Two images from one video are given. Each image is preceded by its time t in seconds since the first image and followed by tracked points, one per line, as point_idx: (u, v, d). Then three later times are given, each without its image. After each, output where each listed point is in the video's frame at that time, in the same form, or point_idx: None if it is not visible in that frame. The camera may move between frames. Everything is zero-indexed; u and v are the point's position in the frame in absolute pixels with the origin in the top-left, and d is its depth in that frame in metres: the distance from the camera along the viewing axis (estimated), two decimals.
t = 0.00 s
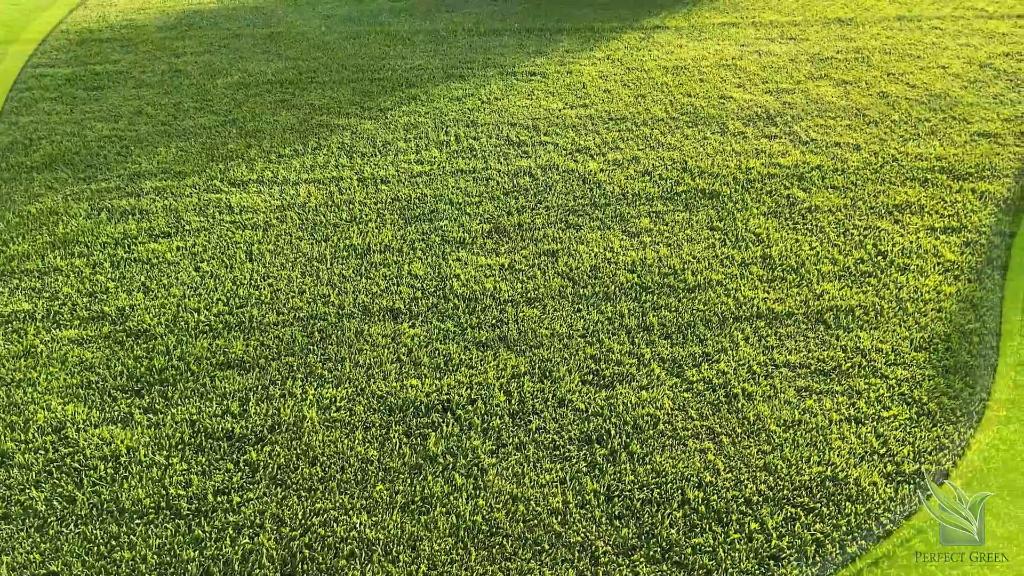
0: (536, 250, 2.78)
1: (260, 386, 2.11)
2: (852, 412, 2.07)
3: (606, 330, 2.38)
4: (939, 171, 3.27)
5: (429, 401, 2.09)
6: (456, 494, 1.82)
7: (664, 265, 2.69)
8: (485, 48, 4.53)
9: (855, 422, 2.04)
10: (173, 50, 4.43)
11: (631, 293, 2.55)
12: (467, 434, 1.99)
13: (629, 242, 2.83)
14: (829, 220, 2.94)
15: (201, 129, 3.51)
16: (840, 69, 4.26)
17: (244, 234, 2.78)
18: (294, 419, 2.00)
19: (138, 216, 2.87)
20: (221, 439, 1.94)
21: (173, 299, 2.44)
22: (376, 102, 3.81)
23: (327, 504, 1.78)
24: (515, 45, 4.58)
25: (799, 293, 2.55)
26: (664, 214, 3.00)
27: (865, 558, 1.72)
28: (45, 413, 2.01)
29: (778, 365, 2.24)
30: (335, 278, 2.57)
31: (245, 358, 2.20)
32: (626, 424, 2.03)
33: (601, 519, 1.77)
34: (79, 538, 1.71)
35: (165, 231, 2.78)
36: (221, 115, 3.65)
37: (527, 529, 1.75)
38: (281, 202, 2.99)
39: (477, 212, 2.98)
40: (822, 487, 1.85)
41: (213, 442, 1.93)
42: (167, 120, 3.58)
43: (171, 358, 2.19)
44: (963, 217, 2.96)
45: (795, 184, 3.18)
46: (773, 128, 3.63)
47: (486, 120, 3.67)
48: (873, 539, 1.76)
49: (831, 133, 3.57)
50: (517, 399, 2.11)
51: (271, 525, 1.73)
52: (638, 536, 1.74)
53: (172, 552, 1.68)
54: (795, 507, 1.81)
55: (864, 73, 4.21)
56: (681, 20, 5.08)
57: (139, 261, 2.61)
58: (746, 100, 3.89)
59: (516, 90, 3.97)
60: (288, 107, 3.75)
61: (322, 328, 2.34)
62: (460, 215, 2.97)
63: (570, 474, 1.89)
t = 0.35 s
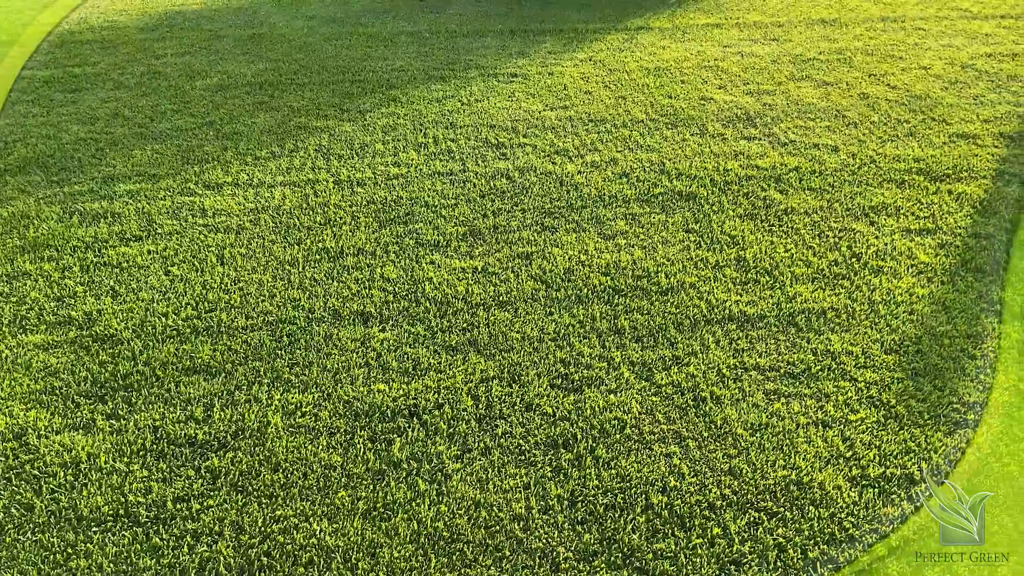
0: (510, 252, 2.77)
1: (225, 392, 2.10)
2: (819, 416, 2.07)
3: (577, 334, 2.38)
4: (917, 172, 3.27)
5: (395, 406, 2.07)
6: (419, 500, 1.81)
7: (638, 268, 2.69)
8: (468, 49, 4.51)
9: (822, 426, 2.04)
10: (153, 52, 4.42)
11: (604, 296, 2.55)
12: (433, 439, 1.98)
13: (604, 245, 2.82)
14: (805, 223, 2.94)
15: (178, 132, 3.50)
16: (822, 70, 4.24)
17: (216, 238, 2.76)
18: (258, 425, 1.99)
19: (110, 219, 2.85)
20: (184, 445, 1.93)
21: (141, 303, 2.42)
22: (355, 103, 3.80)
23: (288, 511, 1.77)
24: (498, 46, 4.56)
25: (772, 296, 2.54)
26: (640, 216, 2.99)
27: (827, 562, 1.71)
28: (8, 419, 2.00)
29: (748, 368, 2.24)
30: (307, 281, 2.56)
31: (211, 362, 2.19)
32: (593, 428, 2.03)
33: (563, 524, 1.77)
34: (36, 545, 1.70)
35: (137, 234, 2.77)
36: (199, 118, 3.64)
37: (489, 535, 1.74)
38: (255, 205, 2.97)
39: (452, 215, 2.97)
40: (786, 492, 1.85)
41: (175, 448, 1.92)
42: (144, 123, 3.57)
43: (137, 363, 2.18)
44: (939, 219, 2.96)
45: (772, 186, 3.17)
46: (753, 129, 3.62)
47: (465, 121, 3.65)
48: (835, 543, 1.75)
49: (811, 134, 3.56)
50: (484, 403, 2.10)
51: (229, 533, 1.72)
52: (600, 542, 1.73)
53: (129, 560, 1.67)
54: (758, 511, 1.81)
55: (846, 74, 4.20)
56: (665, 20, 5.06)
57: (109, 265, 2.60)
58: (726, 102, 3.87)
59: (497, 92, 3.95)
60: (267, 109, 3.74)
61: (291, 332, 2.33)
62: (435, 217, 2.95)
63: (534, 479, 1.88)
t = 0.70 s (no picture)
0: (486, 255, 2.76)
1: (192, 397, 2.09)
2: (788, 418, 2.07)
3: (549, 336, 2.37)
4: (895, 173, 3.27)
5: (364, 411, 2.06)
6: (383, 505, 1.80)
7: (613, 270, 2.68)
8: (450, 50, 4.50)
9: (791, 428, 2.04)
10: (133, 53, 4.40)
11: (577, 299, 2.54)
12: (400, 444, 1.97)
13: (580, 247, 2.81)
14: (781, 224, 2.94)
15: (156, 134, 3.49)
16: (804, 71, 4.23)
17: (189, 241, 2.75)
18: (224, 430, 1.98)
19: (83, 223, 2.84)
20: (148, 451, 1.92)
21: (111, 308, 2.41)
22: (335, 105, 3.78)
23: (250, 517, 1.76)
24: (480, 47, 4.54)
25: (745, 297, 2.54)
26: (617, 218, 2.99)
27: (791, 565, 1.70)
28: None
29: (719, 371, 2.24)
30: (279, 285, 2.55)
31: (179, 367, 2.18)
32: (562, 432, 2.02)
33: (527, 529, 1.76)
34: None
35: (109, 238, 2.76)
36: (177, 120, 3.62)
37: (452, 541, 1.73)
38: (231, 208, 2.96)
39: (429, 217, 2.96)
40: (752, 495, 1.85)
41: (139, 454, 1.91)
42: (122, 125, 3.56)
43: (104, 367, 2.17)
44: (915, 220, 2.96)
45: (750, 188, 3.17)
46: (732, 130, 3.61)
47: (445, 123, 3.64)
48: (800, 546, 1.74)
49: (790, 135, 3.56)
50: (454, 407, 2.09)
51: (190, 539, 1.71)
52: (564, 547, 1.72)
53: (88, 568, 1.66)
54: (723, 515, 1.80)
55: (828, 75, 4.19)
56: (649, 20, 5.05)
57: (80, 269, 2.59)
58: (707, 103, 3.86)
59: (477, 94, 3.94)
60: (246, 111, 3.73)
61: (262, 336, 2.32)
62: (411, 219, 2.94)
63: (501, 483, 1.87)
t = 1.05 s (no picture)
0: (457, 256, 2.75)
1: (154, 401, 2.08)
2: (752, 419, 2.07)
3: (517, 338, 2.37)
4: (868, 174, 3.27)
5: (327, 414, 2.06)
6: (342, 509, 1.80)
7: (583, 271, 2.68)
8: (431, 51, 4.48)
9: (754, 429, 2.05)
10: (110, 55, 4.39)
11: (547, 300, 2.54)
12: (362, 447, 1.96)
13: (552, 248, 2.81)
14: (754, 225, 2.94)
15: (130, 136, 3.48)
16: (782, 71, 4.24)
17: (159, 244, 2.74)
18: (185, 435, 1.98)
19: (53, 226, 2.83)
20: (108, 456, 1.92)
21: (77, 312, 2.41)
22: (311, 107, 3.77)
23: (208, 522, 1.76)
24: (460, 48, 4.53)
25: (714, 299, 2.55)
26: (590, 219, 2.98)
27: (749, 567, 1.71)
28: None
29: (684, 372, 2.25)
30: (248, 288, 2.54)
31: (143, 371, 2.18)
32: (525, 434, 2.02)
33: (486, 532, 1.76)
34: None
35: (78, 241, 2.75)
36: (151, 122, 3.61)
37: (410, 545, 1.73)
38: (202, 210, 2.95)
39: (401, 219, 2.95)
40: (712, 497, 1.85)
41: (98, 459, 1.91)
42: (96, 127, 3.55)
43: (67, 372, 2.17)
44: (887, 220, 2.97)
45: (723, 189, 3.17)
46: (708, 131, 3.62)
47: (421, 124, 3.63)
48: (757, 547, 1.74)
49: (766, 136, 3.56)
50: (417, 410, 2.09)
51: (146, 545, 1.71)
52: (521, 550, 1.72)
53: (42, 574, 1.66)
54: (682, 516, 1.81)
55: (806, 75, 4.20)
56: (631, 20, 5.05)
57: (48, 273, 2.58)
58: (685, 103, 3.87)
59: (455, 95, 3.93)
60: (221, 113, 3.72)
61: (227, 339, 2.31)
62: (383, 221, 2.93)
63: (462, 486, 1.87)
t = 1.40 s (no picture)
0: (427, 256, 2.74)
1: (114, 404, 2.07)
2: (715, 417, 2.07)
3: (483, 338, 2.36)
4: (841, 172, 3.28)
5: (288, 416, 2.05)
6: (299, 511, 1.79)
7: (553, 270, 2.67)
8: (409, 51, 4.47)
9: (717, 428, 2.05)
10: (85, 56, 4.36)
11: (515, 300, 2.53)
12: (322, 449, 1.95)
13: (522, 248, 2.80)
14: (725, 224, 2.94)
15: (101, 137, 3.46)
16: (759, 70, 4.25)
17: (126, 246, 2.73)
18: (143, 438, 1.97)
19: (19, 228, 2.82)
20: (64, 459, 1.91)
21: (40, 314, 2.39)
22: (286, 107, 3.76)
23: (162, 526, 1.75)
24: (438, 49, 4.52)
25: (683, 298, 2.55)
26: (562, 218, 2.98)
27: (705, 566, 1.70)
28: None
29: (650, 371, 2.25)
30: (214, 289, 2.53)
31: (103, 374, 2.16)
32: (487, 435, 2.01)
33: (444, 533, 1.75)
34: None
35: (44, 243, 2.73)
36: (123, 123, 3.59)
37: (366, 547, 1.72)
38: (170, 211, 2.94)
39: (372, 219, 2.94)
40: (671, 496, 1.85)
41: (55, 463, 1.90)
42: (67, 128, 3.53)
43: (27, 376, 2.16)
44: (858, 218, 2.98)
45: (696, 188, 3.17)
46: (683, 130, 3.62)
47: (396, 125, 3.62)
48: (715, 546, 1.74)
49: (741, 135, 3.57)
50: (380, 411, 2.07)
51: (99, 549, 1.70)
52: (479, 551, 1.72)
53: None
54: (641, 516, 1.80)
55: (782, 74, 4.21)
56: (610, 20, 5.04)
57: (12, 276, 2.57)
58: (661, 103, 3.86)
59: (431, 95, 3.91)
60: (195, 113, 3.70)
61: (191, 341, 2.30)
62: (354, 222, 2.92)
63: (421, 487, 1.86)
